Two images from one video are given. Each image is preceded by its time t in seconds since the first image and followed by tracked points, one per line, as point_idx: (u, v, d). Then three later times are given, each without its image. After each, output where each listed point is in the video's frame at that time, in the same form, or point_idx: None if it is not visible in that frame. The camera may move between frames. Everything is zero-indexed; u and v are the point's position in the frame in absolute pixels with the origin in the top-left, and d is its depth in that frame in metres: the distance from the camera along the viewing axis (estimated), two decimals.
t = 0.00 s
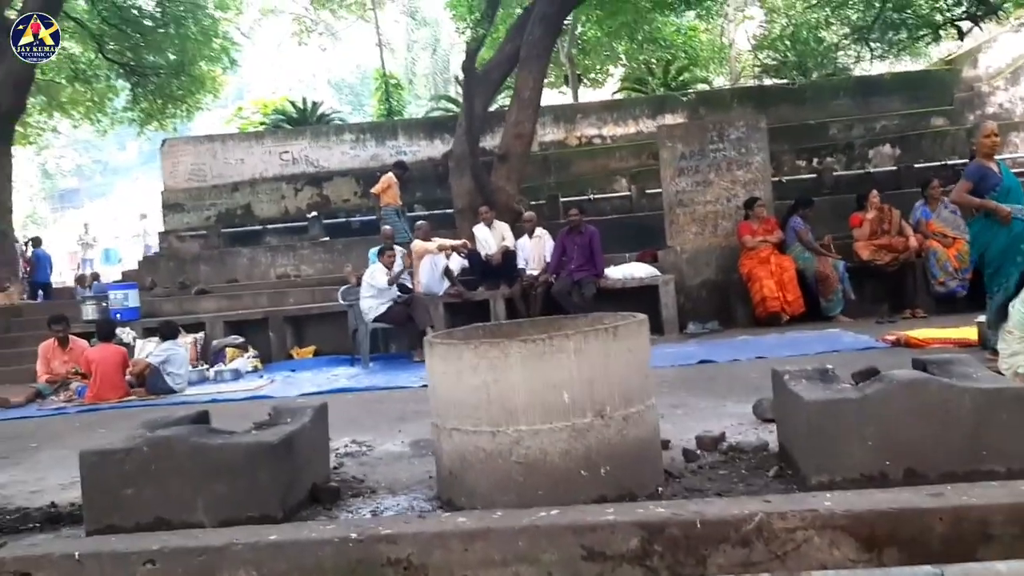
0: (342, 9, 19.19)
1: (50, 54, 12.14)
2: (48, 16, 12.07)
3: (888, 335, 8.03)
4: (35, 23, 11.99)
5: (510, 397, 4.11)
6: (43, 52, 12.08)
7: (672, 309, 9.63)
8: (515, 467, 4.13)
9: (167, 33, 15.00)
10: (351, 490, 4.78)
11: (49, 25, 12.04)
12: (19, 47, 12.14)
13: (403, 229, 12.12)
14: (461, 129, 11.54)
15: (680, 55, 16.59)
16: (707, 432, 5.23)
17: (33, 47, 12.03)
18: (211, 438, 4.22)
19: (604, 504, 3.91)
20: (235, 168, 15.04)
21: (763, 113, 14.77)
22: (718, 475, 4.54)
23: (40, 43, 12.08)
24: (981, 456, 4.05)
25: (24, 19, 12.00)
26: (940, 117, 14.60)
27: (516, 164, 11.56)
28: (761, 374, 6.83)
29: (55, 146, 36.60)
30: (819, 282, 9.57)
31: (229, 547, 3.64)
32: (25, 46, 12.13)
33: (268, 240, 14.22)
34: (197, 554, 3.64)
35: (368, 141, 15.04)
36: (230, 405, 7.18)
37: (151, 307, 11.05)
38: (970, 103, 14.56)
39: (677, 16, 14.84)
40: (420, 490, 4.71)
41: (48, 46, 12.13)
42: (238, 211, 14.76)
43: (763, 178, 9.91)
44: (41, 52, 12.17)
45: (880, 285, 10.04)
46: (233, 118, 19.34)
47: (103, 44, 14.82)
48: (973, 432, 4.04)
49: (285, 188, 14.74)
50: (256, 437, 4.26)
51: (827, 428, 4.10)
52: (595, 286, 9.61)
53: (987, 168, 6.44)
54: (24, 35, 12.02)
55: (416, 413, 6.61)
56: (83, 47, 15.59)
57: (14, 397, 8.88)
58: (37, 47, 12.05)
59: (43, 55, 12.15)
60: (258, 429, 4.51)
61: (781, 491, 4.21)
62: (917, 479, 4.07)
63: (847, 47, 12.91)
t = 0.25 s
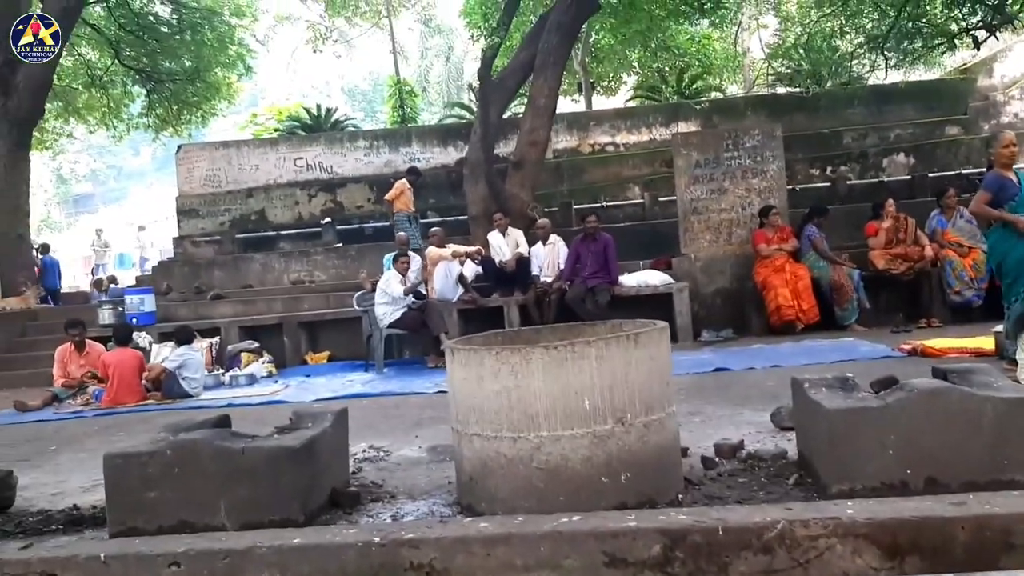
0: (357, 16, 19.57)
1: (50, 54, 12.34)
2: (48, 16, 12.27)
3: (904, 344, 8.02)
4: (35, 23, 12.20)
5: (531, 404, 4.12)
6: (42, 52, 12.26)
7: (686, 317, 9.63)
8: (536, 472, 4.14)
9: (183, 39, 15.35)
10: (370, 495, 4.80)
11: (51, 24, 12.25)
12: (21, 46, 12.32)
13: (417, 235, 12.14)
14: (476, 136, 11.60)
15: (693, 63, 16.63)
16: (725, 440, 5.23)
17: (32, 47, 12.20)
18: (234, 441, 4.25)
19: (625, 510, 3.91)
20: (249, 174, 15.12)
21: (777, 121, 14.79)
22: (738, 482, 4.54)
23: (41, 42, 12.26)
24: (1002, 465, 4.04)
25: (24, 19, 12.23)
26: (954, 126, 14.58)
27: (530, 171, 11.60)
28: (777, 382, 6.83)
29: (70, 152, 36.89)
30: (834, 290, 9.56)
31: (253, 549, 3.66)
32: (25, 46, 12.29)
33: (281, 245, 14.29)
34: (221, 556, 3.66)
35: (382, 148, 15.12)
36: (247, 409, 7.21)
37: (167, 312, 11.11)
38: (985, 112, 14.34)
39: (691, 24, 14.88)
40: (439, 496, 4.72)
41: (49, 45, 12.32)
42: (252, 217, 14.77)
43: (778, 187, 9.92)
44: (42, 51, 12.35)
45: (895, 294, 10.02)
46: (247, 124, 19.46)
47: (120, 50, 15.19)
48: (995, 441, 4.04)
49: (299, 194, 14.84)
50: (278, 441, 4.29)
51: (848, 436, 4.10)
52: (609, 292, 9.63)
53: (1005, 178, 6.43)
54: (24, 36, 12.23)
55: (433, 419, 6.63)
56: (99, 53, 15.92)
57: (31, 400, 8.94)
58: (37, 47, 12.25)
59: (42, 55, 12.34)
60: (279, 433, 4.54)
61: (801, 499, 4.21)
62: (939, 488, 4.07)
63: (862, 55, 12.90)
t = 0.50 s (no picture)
0: (371, 20, 19.75)
1: (50, 55, 11.99)
2: (47, 16, 11.93)
3: (921, 347, 8.00)
4: (35, 23, 11.85)
5: (553, 406, 4.13)
6: (43, 53, 11.91)
7: (701, 320, 9.63)
8: (557, 474, 4.14)
9: (198, 44, 15.51)
10: (390, 496, 4.82)
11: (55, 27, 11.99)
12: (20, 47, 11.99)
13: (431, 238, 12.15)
14: (490, 139, 11.62)
15: (706, 66, 16.61)
16: (744, 442, 5.23)
17: (33, 47, 11.84)
18: (256, 443, 4.27)
19: (647, 512, 3.92)
20: (263, 178, 15.18)
21: (791, 124, 14.77)
22: (758, 485, 4.54)
23: (41, 43, 11.93)
24: None
25: (23, 19, 11.85)
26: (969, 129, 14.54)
27: (544, 174, 11.62)
28: (794, 385, 6.81)
29: (84, 155, 37.11)
30: (849, 294, 9.54)
31: (277, 550, 3.68)
32: (25, 46, 11.91)
33: (295, 248, 14.33)
34: (245, 557, 3.68)
35: (395, 151, 15.17)
36: (265, 411, 7.24)
37: (182, 315, 11.17)
38: (1000, 114, 14.45)
39: (704, 27, 14.88)
40: (459, 497, 4.73)
41: (49, 45, 12.00)
42: (266, 220, 14.91)
43: (793, 190, 9.90)
44: (42, 52, 11.99)
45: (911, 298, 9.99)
46: (261, 128, 19.55)
47: (135, 54, 15.38)
48: (1019, 444, 4.02)
49: (312, 198, 14.89)
50: (300, 442, 4.31)
51: (869, 439, 4.09)
52: (624, 296, 9.63)
53: None
54: (24, 36, 11.84)
55: (450, 422, 6.64)
56: (114, 57, 16.10)
57: (48, 402, 8.99)
58: (37, 47, 11.90)
59: (42, 56, 11.98)
60: (300, 434, 4.56)
61: (822, 502, 4.20)
62: (961, 491, 4.06)
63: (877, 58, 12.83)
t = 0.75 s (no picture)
0: (378, 18, 19.83)
1: (51, 55, 12.42)
2: (48, 17, 12.47)
3: (930, 345, 7.98)
4: (35, 23, 12.36)
5: (566, 402, 4.12)
6: (43, 52, 12.36)
7: (709, 318, 9.62)
8: (570, 470, 4.14)
9: (205, 41, 15.57)
10: (402, 492, 4.83)
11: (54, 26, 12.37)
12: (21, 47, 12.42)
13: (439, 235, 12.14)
14: (498, 136, 11.64)
15: (714, 64, 16.61)
16: (755, 439, 5.23)
17: (33, 46, 12.27)
18: (270, 438, 4.28)
19: (660, 508, 3.92)
20: (270, 175, 15.21)
21: (798, 121, 14.77)
22: (770, 481, 4.54)
23: (41, 43, 12.37)
24: None
25: (24, 20, 12.37)
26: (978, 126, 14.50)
27: (552, 171, 11.63)
28: (804, 382, 6.82)
29: (93, 153, 37.29)
30: (858, 291, 9.52)
31: (291, 544, 3.70)
32: (25, 46, 12.38)
33: (303, 245, 14.37)
34: (259, 551, 3.70)
35: (403, 148, 15.19)
36: (274, 407, 7.26)
37: (191, 312, 11.22)
38: (1010, 111, 14.27)
39: (711, 24, 14.86)
40: (472, 493, 4.74)
41: (50, 45, 12.43)
42: (274, 218, 14.83)
43: (802, 187, 9.89)
44: (43, 52, 12.43)
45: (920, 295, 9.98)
46: (268, 125, 19.60)
47: (143, 52, 15.45)
48: None
49: (320, 195, 14.94)
50: (313, 437, 4.32)
51: (882, 436, 4.09)
52: (632, 293, 9.64)
53: None
54: (24, 36, 12.33)
55: (460, 418, 6.66)
56: (122, 55, 16.17)
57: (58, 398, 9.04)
58: (38, 47, 12.33)
59: (42, 55, 12.42)
60: (314, 430, 4.57)
61: (835, 498, 4.20)
62: (975, 488, 4.05)
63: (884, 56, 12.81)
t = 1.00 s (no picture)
0: (386, 14, 19.92)
1: (51, 54, 12.52)
2: (47, 17, 12.50)
3: (939, 343, 7.98)
4: (35, 23, 12.36)
5: (577, 397, 4.14)
6: (43, 52, 12.46)
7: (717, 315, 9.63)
8: (581, 465, 4.16)
9: (214, 37, 15.62)
10: (413, 486, 4.86)
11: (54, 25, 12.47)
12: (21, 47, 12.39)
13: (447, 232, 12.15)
14: (506, 133, 11.67)
15: (722, 61, 16.59)
16: (765, 435, 5.25)
17: (33, 47, 12.33)
18: (283, 432, 4.30)
19: (671, 503, 3.93)
20: (279, 172, 15.24)
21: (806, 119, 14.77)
22: (780, 477, 4.55)
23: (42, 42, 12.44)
24: None
25: (24, 20, 12.34)
26: (987, 125, 14.46)
27: (560, 168, 11.66)
28: (813, 379, 6.83)
29: (101, 149, 37.44)
30: (866, 289, 9.54)
31: (305, 536, 3.72)
32: (24, 46, 12.41)
33: (311, 242, 14.40)
34: (273, 543, 3.72)
35: (410, 145, 15.22)
36: (284, 403, 7.30)
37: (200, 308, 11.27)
38: (1018, 110, 14.25)
39: (719, 21, 14.84)
40: (482, 487, 4.76)
41: (49, 45, 12.49)
42: (282, 215, 15.02)
43: (810, 185, 9.89)
44: (42, 51, 12.49)
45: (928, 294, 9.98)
46: (276, 122, 19.65)
47: (152, 48, 15.52)
48: None
49: (327, 192, 14.99)
50: (325, 431, 4.34)
51: (893, 432, 4.10)
52: (640, 290, 9.65)
53: None
54: (24, 36, 12.32)
55: (469, 414, 6.68)
56: (131, 51, 16.25)
57: (69, 392, 9.08)
58: (38, 47, 12.40)
59: (42, 55, 12.51)
60: (326, 424, 4.60)
61: (846, 494, 4.22)
62: (985, 484, 4.06)
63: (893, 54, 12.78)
